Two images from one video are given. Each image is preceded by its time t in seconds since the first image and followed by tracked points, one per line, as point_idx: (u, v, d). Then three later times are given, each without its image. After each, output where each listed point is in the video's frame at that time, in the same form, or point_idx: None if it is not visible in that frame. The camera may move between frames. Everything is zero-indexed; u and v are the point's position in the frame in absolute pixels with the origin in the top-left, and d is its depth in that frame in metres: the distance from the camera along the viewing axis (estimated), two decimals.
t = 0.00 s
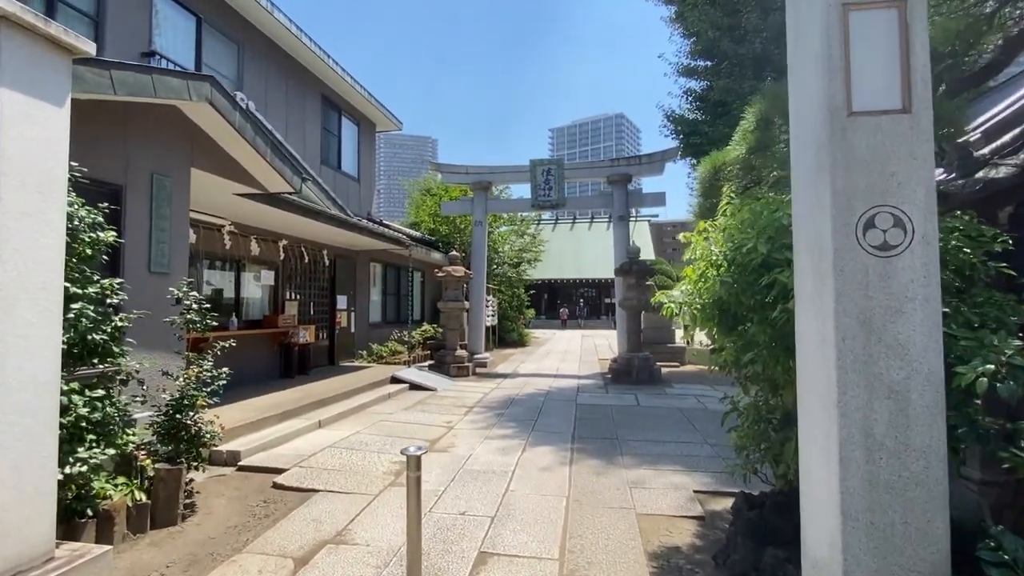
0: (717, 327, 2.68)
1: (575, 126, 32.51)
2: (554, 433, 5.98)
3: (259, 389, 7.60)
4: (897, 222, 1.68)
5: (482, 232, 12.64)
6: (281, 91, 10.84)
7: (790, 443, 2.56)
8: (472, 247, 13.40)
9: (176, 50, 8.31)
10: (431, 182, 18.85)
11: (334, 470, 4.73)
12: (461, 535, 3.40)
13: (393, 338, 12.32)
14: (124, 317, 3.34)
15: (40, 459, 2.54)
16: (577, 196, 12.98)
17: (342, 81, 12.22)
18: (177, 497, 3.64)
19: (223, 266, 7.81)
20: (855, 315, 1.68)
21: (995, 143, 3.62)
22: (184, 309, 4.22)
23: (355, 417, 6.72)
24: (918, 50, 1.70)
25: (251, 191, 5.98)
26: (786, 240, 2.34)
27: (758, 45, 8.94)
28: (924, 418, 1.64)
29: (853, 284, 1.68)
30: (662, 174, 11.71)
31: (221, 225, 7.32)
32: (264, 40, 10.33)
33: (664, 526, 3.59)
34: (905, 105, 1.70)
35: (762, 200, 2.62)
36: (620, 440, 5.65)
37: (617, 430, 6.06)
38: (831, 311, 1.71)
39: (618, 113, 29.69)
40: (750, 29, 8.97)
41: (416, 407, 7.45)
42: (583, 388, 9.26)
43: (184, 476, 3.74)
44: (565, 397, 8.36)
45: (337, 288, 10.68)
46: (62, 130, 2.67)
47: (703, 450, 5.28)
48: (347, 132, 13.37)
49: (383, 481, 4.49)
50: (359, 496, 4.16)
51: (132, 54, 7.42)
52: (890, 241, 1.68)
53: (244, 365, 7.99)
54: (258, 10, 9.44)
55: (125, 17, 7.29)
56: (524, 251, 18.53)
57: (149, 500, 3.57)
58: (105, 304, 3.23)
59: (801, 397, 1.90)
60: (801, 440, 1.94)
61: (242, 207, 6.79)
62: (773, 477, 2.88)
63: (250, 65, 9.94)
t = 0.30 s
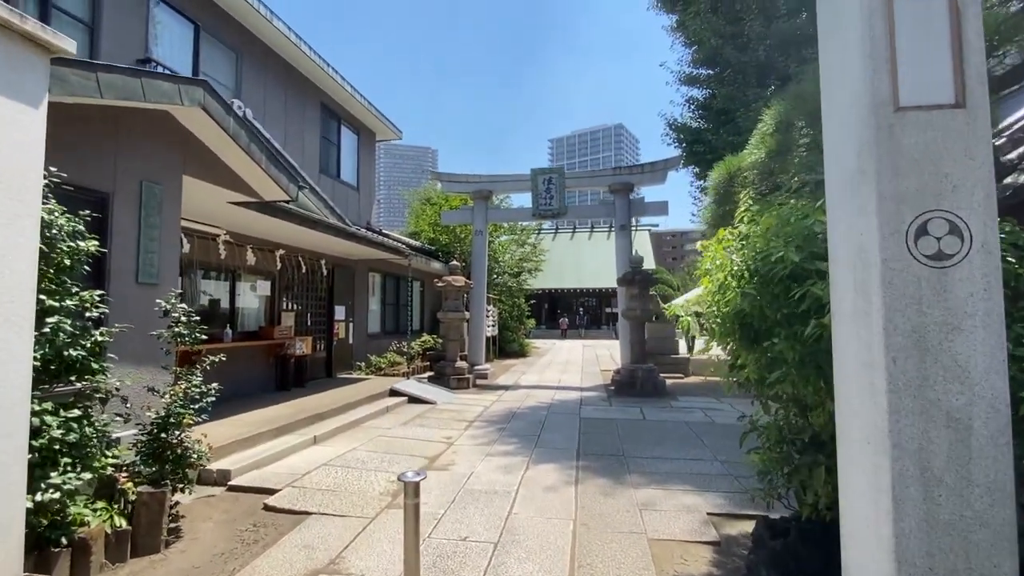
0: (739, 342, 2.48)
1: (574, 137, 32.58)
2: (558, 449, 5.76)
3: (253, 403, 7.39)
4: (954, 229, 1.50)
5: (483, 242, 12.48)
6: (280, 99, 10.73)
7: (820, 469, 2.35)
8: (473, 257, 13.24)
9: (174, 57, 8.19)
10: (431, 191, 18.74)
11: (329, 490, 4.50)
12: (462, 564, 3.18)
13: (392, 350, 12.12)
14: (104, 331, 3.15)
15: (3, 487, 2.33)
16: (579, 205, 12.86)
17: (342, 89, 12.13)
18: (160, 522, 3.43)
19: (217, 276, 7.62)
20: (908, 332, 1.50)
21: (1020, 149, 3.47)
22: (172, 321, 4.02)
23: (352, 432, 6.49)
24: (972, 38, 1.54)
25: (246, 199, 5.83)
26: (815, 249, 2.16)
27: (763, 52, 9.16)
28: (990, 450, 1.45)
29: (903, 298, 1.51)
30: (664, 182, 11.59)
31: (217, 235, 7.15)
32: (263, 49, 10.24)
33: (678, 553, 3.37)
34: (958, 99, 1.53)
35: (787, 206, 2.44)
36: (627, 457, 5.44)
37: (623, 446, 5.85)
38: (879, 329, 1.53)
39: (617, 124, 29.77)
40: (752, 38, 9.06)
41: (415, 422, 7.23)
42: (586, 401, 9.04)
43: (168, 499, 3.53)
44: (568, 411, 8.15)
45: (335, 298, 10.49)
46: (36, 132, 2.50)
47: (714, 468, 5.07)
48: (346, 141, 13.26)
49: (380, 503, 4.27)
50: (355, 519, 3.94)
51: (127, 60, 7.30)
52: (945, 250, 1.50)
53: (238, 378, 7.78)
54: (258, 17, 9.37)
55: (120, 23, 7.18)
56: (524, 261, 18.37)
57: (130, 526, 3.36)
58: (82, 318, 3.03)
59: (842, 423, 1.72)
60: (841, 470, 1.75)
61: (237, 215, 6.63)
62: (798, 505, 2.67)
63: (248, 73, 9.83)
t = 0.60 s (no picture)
0: (750, 350, 2.28)
1: (571, 145, 32.56)
2: (555, 462, 5.54)
3: (239, 414, 7.13)
4: (1001, 220, 1.32)
5: (478, 248, 12.30)
6: (272, 104, 10.57)
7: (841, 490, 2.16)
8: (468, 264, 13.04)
9: (161, 59, 8.02)
10: (426, 198, 18.56)
11: (312, 508, 4.26)
12: None
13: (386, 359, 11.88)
14: (66, 340, 2.93)
15: None
16: (575, 212, 12.69)
17: (336, 95, 11.98)
18: (127, 544, 3.20)
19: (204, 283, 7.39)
20: (953, 339, 1.31)
21: None
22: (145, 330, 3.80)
23: (341, 445, 6.25)
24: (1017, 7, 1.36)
25: (231, 204, 5.65)
26: (834, 248, 1.97)
27: (761, 57, 9.10)
28: None
29: (946, 300, 1.32)
30: (661, 188, 11.45)
31: (203, 241, 6.94)
32: (255, 53, 10.10)
33: None
34: (1001, 74, 1.36)
35: (801, 203, 2.25)
36: (626, 470, 5.22)
37: (623, 459, 5.63)
38: (919, 335, 1.34)
39: (614, 132, 29.79)
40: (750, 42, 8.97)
41: (407, 433, 6.98)
42: (584, 411, 8.82)
43: (137, 519, 3.30)
44: (565, 421, 7.91)
45: (328, 306, 10.27)
46: None
47: (718, 482, 4.85)
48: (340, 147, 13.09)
49: (366, 522, 4.02)
50: (338, 540, 3.69)
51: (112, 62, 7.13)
52: (993, 245, 1.32)
53: (224, 389, 7.54)
54: (249, 21, 9.24)
55: (105, 24, 7.01)
56: (521, 269, 18.17)
57: (94, 549, 3.13)
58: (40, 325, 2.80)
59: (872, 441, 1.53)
60: (871, 495, 1.56)
61: (224, 220, 6.43)
62: (815, 528, 2.47)
63: (239, 77, 9.67)
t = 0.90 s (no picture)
0: (761, 364, 2.08)
1: (566, 149, 32.47)
2: (551, 474, 5.32)
3: (223, 424, 6.89)
4: None
5: (472, 252, 12.09)
6: (260, 105, 10.36)
7: (864, 517, 1.97)
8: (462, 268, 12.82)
9: (145, 57, 7.81)
10: (420, 202, 18.34)
11: (293, 527, 4.02)
12: None
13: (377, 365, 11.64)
14: (20, 351, 2.70)
15: None
16: (571, 215, 12.51)
17: (326, 96, 11.76)
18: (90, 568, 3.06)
19: (187, 288, 7.14)
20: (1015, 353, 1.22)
21: None
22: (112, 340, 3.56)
23: (328, 457, 6.01)
24: None
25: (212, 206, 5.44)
26: (857, 251, 1.79)
27: (757, 58, 8.96)
28: None
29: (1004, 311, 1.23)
30: (657, 191, 11.28)
31: (187, 245, 6.70)
32: (243, 53, 9.89)
33: None
34: None
35: (817, 202, 2.06)
36: (625, 483, 5.02)
37: (621, 471, 5.42)
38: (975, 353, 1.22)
39: (609, 135, 29.70)
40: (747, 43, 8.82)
41: (397, 443, 6.75)
42: (580, 419, 8.60)
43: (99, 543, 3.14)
44: (561, 430, 7.70)
45: (318, 312, 10.03)
46: None
47: (720, 496, 4.65)
48: (332, 149, 12.88)
49: (349, 542, 3.79)
50: (318, 563, 3.46)
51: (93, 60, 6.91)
52: None
53: (208, 398, 7.29)
54: (236, 20, 9.04)
55: (85, 20, 6.80)
56: (516, 273, 17.95)
57: None
58: None
59: (912, 474, 1.38)
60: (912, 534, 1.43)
61: (206, 223, 6.19)
62: (833, 555, 2.28)
63: (226, 77, 9.46)
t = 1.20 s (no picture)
0: (785, 370, 1.95)
1: (562, 151, 32.44)
2: (551, 481, 5.17)
3: (212, 432, 6.68)
4: None
5: (468, 253, 11.92)
6: (253, 104, 10.18)
7: (896, 536, 1.83)
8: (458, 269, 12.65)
9: (131, 54, 7.62)
10: (415, 203, 18.15)
11: (283, 540, 3.84)
12: None
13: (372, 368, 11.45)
14: None
15: None
16: (568, 216, 12.37)
17: (320, 95, 11.57)
18: None
19: (175, 291, 6.94)
20: None
21: None
22: (89, 344, 3.37)
23: (320, 465, 5.82)
24: None
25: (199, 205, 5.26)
26: (896, 249, 1.66)
27: (757, 56, 8.88)
28: None
29: None
30: (655, 192, 11.16)
31: (174, 246, 6.50)
32: (234, 51, 9.71)
33: None
34: None
35: (845, 197, 1.91)
36: (627, 490, 4.86)
37: (622, 477, 5.27)
38: None
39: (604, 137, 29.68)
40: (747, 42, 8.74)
41: (392, 450, 6.57)
42: (579, 423, 8.45)
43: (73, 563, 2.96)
44: (560, 434, 7.54)
45: (311, 314, 9.84)
46: None
47: (726, 504, 4.51)
48: (326, 149, 12.70)
49: (341, 556, 3.61)
50: None
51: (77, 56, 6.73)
52: None
53: (197, 403, 7.10)
54: (227, 17, 8.86)
55: (69, 15, 6.62)
56: (512, 274, 17.75)
57: None
58: None
59: (969, 497, 1.24)
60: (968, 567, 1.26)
61: (195, 224, 6.01)
62: (858, 574, 2.13)
63: (216, 74, 9.26)
